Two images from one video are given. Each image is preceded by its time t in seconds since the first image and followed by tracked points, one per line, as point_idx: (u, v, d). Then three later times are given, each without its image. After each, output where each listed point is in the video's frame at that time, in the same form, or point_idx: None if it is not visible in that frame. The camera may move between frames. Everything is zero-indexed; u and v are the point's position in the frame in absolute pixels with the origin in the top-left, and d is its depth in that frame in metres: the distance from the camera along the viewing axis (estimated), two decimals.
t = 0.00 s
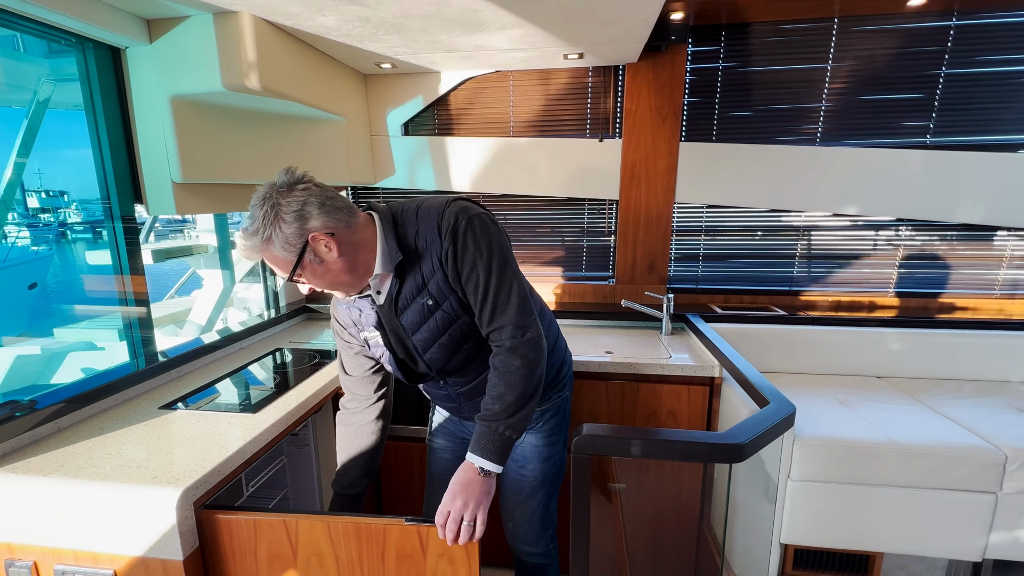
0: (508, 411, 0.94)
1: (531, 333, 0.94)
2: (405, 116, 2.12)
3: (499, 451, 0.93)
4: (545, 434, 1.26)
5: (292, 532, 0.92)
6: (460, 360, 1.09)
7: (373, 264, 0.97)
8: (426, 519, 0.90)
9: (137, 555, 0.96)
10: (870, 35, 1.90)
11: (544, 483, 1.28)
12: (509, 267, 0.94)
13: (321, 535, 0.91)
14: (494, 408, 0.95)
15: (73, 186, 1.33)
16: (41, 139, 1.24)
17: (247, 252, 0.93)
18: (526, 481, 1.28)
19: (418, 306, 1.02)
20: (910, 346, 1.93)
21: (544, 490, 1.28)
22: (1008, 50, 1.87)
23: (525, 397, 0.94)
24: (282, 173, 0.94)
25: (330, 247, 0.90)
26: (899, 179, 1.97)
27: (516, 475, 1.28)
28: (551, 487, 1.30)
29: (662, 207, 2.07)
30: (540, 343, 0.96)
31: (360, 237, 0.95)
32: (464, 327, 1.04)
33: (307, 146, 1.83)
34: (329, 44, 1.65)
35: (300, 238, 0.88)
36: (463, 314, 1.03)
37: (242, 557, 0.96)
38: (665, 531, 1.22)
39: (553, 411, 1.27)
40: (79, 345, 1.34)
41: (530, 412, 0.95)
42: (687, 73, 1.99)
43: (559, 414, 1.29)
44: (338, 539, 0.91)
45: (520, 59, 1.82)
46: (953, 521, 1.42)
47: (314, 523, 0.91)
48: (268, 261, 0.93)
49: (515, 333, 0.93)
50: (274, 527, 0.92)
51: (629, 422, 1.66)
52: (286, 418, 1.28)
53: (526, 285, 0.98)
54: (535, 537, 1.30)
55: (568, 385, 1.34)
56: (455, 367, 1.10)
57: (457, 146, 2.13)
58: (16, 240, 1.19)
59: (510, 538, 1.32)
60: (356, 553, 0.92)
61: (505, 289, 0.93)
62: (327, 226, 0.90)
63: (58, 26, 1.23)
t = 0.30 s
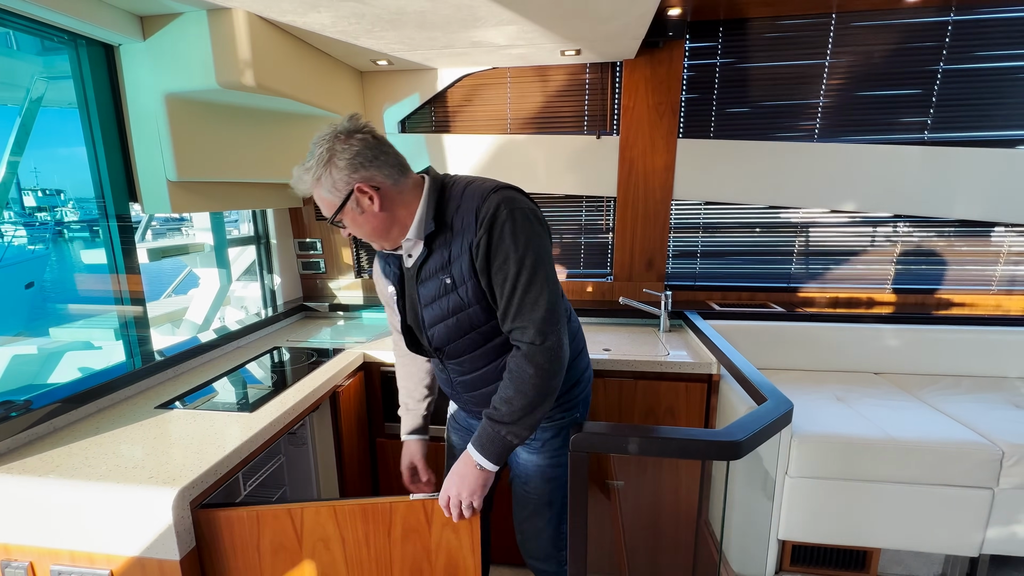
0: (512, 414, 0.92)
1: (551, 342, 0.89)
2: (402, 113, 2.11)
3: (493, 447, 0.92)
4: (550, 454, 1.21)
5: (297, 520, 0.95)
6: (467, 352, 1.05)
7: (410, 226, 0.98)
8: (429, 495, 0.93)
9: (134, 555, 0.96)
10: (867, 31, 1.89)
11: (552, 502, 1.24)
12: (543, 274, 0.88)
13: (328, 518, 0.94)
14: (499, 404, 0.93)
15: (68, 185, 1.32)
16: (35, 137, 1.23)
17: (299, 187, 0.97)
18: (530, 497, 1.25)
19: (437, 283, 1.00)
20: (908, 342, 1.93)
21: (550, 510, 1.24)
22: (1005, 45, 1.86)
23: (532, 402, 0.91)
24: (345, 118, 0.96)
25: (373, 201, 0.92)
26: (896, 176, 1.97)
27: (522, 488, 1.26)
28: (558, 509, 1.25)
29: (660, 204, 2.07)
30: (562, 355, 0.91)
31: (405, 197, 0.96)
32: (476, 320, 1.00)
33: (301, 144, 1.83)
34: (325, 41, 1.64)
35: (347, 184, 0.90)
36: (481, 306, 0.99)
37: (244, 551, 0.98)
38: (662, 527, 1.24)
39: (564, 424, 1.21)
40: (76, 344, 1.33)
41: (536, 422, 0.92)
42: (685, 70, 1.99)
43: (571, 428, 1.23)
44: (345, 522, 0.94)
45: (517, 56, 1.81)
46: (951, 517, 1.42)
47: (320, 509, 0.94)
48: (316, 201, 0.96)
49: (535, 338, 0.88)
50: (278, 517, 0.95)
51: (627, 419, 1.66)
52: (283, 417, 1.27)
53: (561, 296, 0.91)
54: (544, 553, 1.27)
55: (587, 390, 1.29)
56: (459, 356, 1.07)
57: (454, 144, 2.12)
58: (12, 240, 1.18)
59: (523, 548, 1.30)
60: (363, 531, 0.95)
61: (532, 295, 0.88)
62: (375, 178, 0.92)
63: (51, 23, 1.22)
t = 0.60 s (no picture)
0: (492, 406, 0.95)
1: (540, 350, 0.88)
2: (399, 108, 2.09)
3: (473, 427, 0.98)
4: (547, 461, 1.19)
5: (302, 497, 1.00)
6: (468, 336, 1.07)
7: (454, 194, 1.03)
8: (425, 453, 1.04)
9: (131, 551, 0.96)
10: (866, 24, 1.88)
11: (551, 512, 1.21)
12: (542, 288, 0.86)
13: (332, 488, 1.01)
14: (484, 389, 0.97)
15: (66, 182, 1.32)
16: (29, 133, 1.22)
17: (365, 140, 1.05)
18: (527, 499, 1.25)
19: (454, 263, 1.03)
20: (907, 337, 1.93)
21: (548, 519, 1.22)
22: (1005, 38, 1.85)
23: (513, 400, 0.92)
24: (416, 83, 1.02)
25: (424, 163, 0.98)
26: (895, 170, 1.97)
27: (520, 489, 1.26)
28: (557, 522, 1.21)
29: (659, 199, 2.06)
30: (551, 369, 0.90)
31: (455, 167, 1.01)
32: (479, 310, 1.02)
33: (298, 140, 1.81)
34: (322, 34, 1.63)
35: (403, 143, 0.97)
36: (486, 299, 1.00)
37: (247, 540, 1.00)
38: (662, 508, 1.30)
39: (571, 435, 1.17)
40: (74, 341, 1.33)
41: (511, 424, 0.93)
42: (684, 64, 1.98)
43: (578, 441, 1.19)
44: (349, 490, 1.02)
45: (514, 50, 1.80)
46: (949, 511, 1.42)
47: (323, 483, 1.00)
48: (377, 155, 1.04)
49: (522, 342, 0.88)
50: (281, 497, 1.00)
51: (626, 414, 1.66)
52: (282, 412, 1.27)
53: (560, 316, 0.88)
54: (543, 564, 1.24)
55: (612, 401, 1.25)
56: (461, 337, 1.10)
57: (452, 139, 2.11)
58: (10, 237, 1.18)
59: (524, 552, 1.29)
60: (366, 493, 1.03)
61: (525, 305, 0.87)
62: (429, 142, 0.97)
63: (45, 17, 1.21)
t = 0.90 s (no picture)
0: (462, 375, 1.03)
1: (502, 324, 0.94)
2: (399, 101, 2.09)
3: (443, 395, 1.08)
4: (538, 448, 1.24)
5: (301, 471, 1.03)
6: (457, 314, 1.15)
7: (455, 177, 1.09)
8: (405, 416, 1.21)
9: (134, 540, 0.96)
10: (870, 15, 1.87)
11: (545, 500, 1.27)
12: (505, 265, 0.92)
13: (326, 463, 1.06)
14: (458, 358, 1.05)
15: (65, 177, 1.31)
16: (28, 126, 1.21)
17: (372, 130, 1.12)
18: (523, 486, 1.31)
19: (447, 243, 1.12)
20: (908, 329, 1.93)
21: (543, 507, 1.28)
22: (1010, 29, 1.84)
23: (478, 369, 1.00)
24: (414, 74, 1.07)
25: (425, 148, 1.04)
26: (897, 162, 1.96)
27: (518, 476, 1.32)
28: (552, 510, 1.27)
29: (660, 191, 2.06)
30: (513, 345, 0.95)
31: (455, 151, 1.07)
32: (462, 289, 1.09)
33: (297, 132, 1.81)
34: (321, 25, 1.62)
35: (406, 131, 1.03)
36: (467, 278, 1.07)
37: (250, 526, 1.00)
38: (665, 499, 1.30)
39: (560, 424, 1.21)
40: (74, 334, 1.33)
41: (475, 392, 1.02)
42: (685, 55, 1.97)
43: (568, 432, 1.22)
44: (343, 460, 1.08)
45: (515, 41, 1.79)
46: (949, 502, 1.43)
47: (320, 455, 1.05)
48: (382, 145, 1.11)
49: (484, 315, 0.95)
50: (281, 478, 1.02)
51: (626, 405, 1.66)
52: (282, 404, 1.27)
53: (524, 295, 0.93)
54: (544, 549, 1.31)
55: (611, 394, 1.27)
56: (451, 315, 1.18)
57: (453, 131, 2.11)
58: (10, 233, 1.18)
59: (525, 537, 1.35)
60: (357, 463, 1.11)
61: (487, 280, 0.93)
62: (430, 128, 1.03)
63: (42, 7, 1.21)
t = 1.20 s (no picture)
0: (458, 366, 1.04)
1: (492, 310, 0.96)
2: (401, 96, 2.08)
3: (444, 391, 1.09)
4: (531, 437, 1.25)
5: (292, 457, 1.14)
6: (447, 308, 1.17)
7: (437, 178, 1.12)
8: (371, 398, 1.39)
9: (140, 533, 0.97)
10: (874, 10, 1.86)
11: (539, 488, 1.28)
12: (491, 250, 0.94)
13: (313, 446, 1.19)
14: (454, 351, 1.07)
15: (67, 173, 1.31)
16: (30, 122, 1.21)
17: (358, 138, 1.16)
18: (518, 477, 1.32)
19: (433, 238, 1.14)
20: (910, 326, 1.93)
21: (538, 496, 1.29)
22: (1015, 24, 1.83)
23: (473, 358, 1.02)
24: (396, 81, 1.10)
25: (408, 152, 1.07)
26: (901, 158, 1.95)
27: (513, 467, 1.32)
28: (547, 498, 1.28)
29: (663, 187, 2.06)
30: (506, 328, 0.98)
31: (436, 151, 1.09)
32: (451, 280, 1.11)
33: (300, 127, 1.80)
34: (323, 20, 1.62)
35: (388, 136, 1.06)
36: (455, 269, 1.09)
37: (252, 512, 1.06)
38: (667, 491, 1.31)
39: (552, 411, 1.22)
40: (78, 330, 1.34)
41: (473, 383, 1.03)
42: (689, 50, 1.96)
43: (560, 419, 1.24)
44: (325, 442, 1.22)
45: (518, 36, 1.79)
46: (950, 497, 1.43)
47: (307, 440, 1.17)
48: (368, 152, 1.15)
49: (475, 302, 0.96)
50: (276, 463, 1.10)
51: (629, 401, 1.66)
52: (286, 399, 1.28)
53: (513, 276, 0.95)
54: (542, 538, 1.32)
55: (599, 380, 1.29)
56: (441, 309, 1.20)
57: (455, 127, 2.10)
58: (11, 230, 1.18)
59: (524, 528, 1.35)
60: (336, 442, 1.26)
61: (476, 266, 0.95)
62: (412, 132, 1.06)
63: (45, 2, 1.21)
